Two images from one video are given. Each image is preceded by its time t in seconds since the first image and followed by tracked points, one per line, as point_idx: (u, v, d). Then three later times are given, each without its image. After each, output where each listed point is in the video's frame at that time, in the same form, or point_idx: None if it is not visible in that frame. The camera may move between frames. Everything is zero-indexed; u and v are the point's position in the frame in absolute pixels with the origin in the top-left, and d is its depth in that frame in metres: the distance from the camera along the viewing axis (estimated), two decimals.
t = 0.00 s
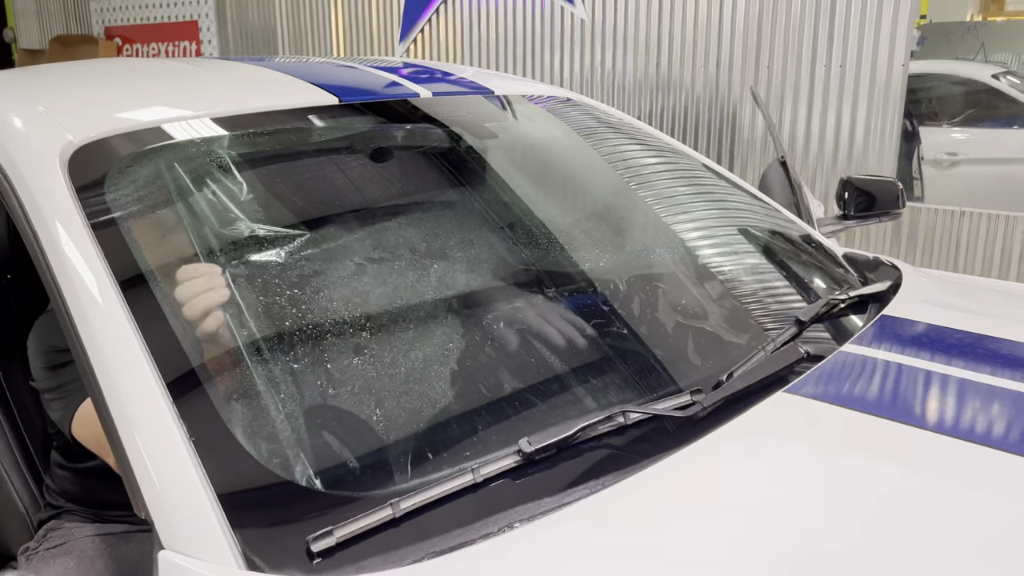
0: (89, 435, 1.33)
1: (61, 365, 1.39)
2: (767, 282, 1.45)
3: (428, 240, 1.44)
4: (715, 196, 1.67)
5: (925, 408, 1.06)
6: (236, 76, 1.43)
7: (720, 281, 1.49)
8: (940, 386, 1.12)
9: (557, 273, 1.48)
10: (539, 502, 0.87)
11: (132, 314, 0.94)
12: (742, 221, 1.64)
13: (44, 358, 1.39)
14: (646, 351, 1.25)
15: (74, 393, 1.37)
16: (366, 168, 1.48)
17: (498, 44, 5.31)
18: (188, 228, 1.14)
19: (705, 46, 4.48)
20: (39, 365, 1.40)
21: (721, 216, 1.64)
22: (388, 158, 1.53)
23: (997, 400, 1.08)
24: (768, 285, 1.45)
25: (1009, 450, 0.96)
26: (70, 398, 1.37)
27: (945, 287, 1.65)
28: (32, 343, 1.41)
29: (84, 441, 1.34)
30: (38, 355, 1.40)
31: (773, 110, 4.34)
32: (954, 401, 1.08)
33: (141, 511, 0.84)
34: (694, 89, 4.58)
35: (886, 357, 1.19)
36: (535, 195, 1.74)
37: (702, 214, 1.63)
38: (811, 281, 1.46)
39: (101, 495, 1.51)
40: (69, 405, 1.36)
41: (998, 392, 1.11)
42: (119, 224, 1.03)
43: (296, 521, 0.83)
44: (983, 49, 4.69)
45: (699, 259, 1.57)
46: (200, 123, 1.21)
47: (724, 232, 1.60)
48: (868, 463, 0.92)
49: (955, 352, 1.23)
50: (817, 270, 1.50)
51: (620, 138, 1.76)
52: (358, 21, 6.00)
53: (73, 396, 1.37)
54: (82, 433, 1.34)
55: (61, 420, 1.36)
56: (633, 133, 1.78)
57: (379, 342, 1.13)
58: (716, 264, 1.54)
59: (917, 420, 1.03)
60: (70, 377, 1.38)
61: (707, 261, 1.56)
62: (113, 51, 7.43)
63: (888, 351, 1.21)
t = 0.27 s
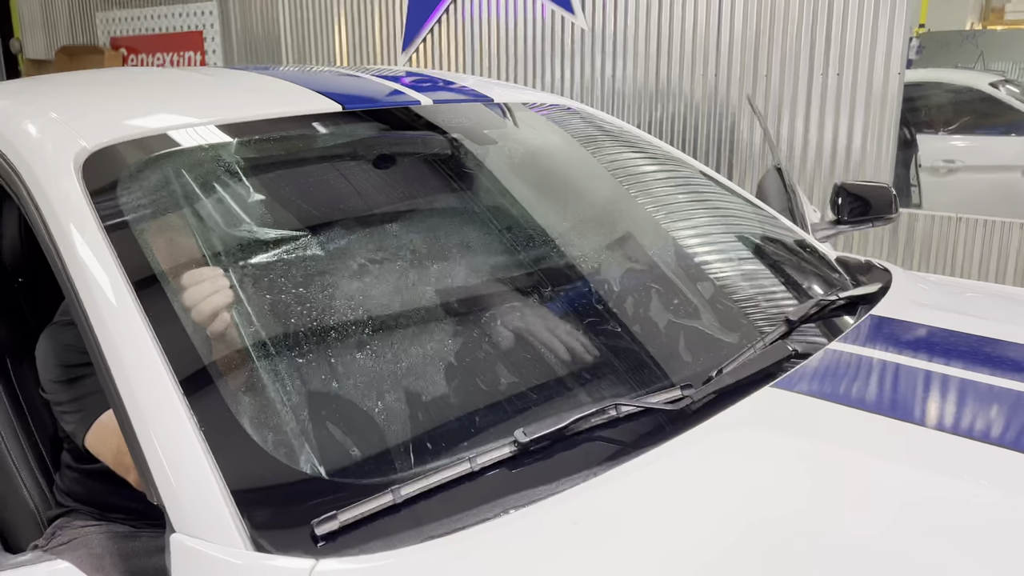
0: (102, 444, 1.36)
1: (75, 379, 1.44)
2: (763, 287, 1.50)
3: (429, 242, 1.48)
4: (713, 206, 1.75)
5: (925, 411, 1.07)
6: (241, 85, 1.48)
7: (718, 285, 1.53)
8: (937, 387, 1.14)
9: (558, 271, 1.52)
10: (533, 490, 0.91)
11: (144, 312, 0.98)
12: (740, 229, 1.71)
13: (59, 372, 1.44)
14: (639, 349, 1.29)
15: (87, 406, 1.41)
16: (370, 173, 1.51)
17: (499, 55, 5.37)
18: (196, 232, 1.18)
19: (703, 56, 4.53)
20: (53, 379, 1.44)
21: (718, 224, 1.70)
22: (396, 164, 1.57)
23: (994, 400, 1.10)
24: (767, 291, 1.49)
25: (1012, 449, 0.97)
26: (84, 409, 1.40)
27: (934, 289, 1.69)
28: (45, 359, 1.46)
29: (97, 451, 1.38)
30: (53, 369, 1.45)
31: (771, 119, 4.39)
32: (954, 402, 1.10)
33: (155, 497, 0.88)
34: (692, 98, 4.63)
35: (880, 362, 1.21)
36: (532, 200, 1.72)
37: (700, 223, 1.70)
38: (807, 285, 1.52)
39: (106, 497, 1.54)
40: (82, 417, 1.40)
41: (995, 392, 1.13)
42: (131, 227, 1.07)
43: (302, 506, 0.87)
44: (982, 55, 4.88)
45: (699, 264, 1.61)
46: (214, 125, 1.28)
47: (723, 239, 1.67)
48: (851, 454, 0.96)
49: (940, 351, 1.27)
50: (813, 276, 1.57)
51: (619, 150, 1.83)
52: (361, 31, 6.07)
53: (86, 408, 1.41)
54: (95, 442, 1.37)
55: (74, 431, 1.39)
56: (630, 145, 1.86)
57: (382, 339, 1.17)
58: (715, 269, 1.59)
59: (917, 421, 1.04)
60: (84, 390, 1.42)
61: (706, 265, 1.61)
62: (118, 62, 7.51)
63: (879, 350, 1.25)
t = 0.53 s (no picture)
0: (112, 433, 1.39)
1: (85, 375, 1.48)
2: (758, 293, 1.54)
3: (432, 250, 1.52)
4: (710, 215, 1.80)
5: (925, 416, 1.10)
6: (250, 98, 1.53)
7: (715, 290, 1.57)
8: (934, 391, 1.18)
9: (561, 277, 1.57)
10: (531, 484, 0.95)
11: (160, 315, 1.03)
12: (737, 237, 1.76)
13: (70, 369, 1.49)
14: (636, 351, 1.33)
15: (96, 400, 1.44)
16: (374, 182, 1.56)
17: (501, 65, 5.44)
18: (205, 241, 1.23)
19: (703, 66, 4.59)
20: (62, 376, 1.48)
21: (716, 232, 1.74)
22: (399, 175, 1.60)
23: (991, 404, 1.13)
24: (764, 300, 1.53)
25: (1008, 453, 1.01)
26: (93, 403, 1.43)
27: (925, 294, 1.73)
28: (56, 356, 1.52)
29: (105, 442, 1.40)
30: (64, 366, 1.50)
31: (770, 128, 4.44)
32: (952, 407, 1.13)
33: (170, 491, 0.93)
34: (692, 108, 4.68)
35: (878, 366, 1.25)
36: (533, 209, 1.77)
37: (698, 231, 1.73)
38: (801, 291, 1.57)
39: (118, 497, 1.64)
40: (91, 410, 1.42)
41: (991, 396, 1.16)
42: (146, 234, 1.12)
43: (310, 499, 0.91)
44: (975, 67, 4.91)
45: (697, 270, 1.65)
46: (218, 141, 1.31)
47: (720, 246, 1.72)
48: (837, 451, 1.00)
49: (926, 354, 1.31)
50: (807, 282, 1.62)
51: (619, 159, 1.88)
52: (365, 42, 6.14)
53: (95, 403, 1.44)
54: (104, 434, 1.39)
55: (83, 425, 1.42)
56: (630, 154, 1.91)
57: (387, 343, 1.22)
58: (713, 274, 1.63)
59: (916, 426, 1.07)
60: (92, 386, 1.46)
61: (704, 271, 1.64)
62: (125, 74, 7.60)
63: (868, 352, 1.29)
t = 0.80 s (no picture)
0: (132, 421, 1.43)
1: (102, 368, 1.52)
2: (759, 300, 1.58)
3: (440, 257, 1.56)
4: (710, 223, 1.84)
5: (928, 418, 1.13)
6: (262, 110, 1.58)
7: (716, 296, 1.61)
8: (934, 395, 1.21)
9: (567, 283, 1.61)
10: (537, 483, 0.99)
11: (179, 319, 1.07)
12: (737, 244, 1.80)
13: (87, 362, 1.52)
14: (639, 354, 1.37)
15: (115, 391, 1.48)
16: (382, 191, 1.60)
17: (503, 76, 5.50)
18: (220, 248, 1.26)
19: (703, 76, 4.64)
20: (81, 368, 1.52)
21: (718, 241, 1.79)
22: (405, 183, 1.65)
23: (992, 408, 1.16)
24: (766, 306, 1.56)
25: (1007, 452, 1.04)
26: (111, 395, 1.48)
27: (923, 299, 1.77)
28: (77, 349, 1.54)
29: (126, 430, 1.44)
30: (82, 359, 1.52)
31: (771, 137, 4.49)
32: (953, 410, 1.16)
33: (190, 488, 0.97)
34: (694, 117, 4.73)
35: (882, 369, 1.28)
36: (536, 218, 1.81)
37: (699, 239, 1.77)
38: (801, 298, 1.61)
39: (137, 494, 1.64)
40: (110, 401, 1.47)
41: (990, 400, 1.19)
42: (164, 242, 1.16)
43: (326, 496, 0.95)
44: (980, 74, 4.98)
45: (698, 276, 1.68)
46: (231, 152, 1.35)
47: (720, 254, 1.76)
48: (835, 450, 1.04)
49: (922, 358, 1.35)
50: (806, 289, 1.66)
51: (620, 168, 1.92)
52: (368, 53, 6.21)
53: (114, 394, 1.48)
54: (125, 422, 1.44)
55: (102, 416, 1.47)
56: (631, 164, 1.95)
57: (398, 347, 1.25)
58: (714, 281, 1.66)
59: (920, 428, 1.10)
60: (110, 377, 1.50)
61: (705, 277, 1.68)
62: (131, 85, 7.68)
63: (865, 356, 1.33)
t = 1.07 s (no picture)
0: (148, 421, 1.45)
1: (119, 369, 1.55)
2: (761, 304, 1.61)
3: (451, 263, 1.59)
4: (712, 228, 1.88)
5: (930, 419, 1.16)
6: (277, 121, 1.62)
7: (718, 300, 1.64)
8: (935, 396, 1.24)
9: (575, 289, 1.65)
10: (552, 481, 1.02)
11: (202, 324, 1.10)
12: (738, 249, 1.84)
13: (106, 363, 1.56)
14: (647, 357, 1.40)
15: (131, 392, 1.51)
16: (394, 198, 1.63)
17: (505, 84, 5.55)
18: (237, 254, 1.29)
19: (704, 85, 4.68)
20: (101, 369, 1.56)
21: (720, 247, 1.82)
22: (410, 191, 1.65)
23: (991, 409, 1.20)
24: (769, 310, 1.59)
25: (1007, 450, 1.07)
26: (128, 396, 1.50)
27: (924, 303, 1.80)
28: (97, 349, 1.59)
29: (142, 429, 1.47)
30: (101, 360, 1.57)
31: (772, 144, 4.53)
32: (953, 412, 1.19)
33: (216, 486, 1.00)
34: (694, 124, 4.77)
35: (887, 372, 1.32)
36: (542, 224, 1.81)
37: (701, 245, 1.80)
38: (801, 301, 1.65)
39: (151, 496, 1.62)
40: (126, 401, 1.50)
41: (989, 402, 1.22)
42: (185, 248, 1.20)
43: (349, 493, 0.98)
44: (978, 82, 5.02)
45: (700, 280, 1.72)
46: (246, 162, 1.39)
47: (721, 258, 1.79)
48: (841, 448, 1.07)
49: (923, 360, 1.38)
50: (808, 293, 1.69)
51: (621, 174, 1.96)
52: (371, 63, 6.26)
53: (131, 395, 1.51)
54: (142, 421, 1.46)
55: (118, 416, 1.50)
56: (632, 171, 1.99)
57: (413, 351, 1.28)
58: (715, 284, 1.70)
59: (921, 428, 1.13)
60: (127, 378, 1.53)
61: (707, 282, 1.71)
62: (134, 95, 7.73)
63: (868, 358, 1.36)
